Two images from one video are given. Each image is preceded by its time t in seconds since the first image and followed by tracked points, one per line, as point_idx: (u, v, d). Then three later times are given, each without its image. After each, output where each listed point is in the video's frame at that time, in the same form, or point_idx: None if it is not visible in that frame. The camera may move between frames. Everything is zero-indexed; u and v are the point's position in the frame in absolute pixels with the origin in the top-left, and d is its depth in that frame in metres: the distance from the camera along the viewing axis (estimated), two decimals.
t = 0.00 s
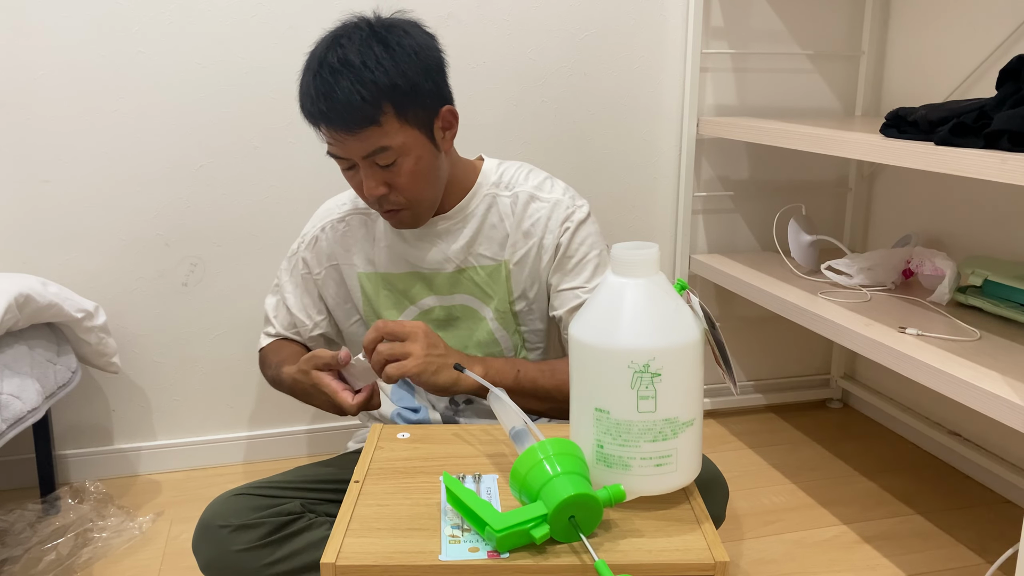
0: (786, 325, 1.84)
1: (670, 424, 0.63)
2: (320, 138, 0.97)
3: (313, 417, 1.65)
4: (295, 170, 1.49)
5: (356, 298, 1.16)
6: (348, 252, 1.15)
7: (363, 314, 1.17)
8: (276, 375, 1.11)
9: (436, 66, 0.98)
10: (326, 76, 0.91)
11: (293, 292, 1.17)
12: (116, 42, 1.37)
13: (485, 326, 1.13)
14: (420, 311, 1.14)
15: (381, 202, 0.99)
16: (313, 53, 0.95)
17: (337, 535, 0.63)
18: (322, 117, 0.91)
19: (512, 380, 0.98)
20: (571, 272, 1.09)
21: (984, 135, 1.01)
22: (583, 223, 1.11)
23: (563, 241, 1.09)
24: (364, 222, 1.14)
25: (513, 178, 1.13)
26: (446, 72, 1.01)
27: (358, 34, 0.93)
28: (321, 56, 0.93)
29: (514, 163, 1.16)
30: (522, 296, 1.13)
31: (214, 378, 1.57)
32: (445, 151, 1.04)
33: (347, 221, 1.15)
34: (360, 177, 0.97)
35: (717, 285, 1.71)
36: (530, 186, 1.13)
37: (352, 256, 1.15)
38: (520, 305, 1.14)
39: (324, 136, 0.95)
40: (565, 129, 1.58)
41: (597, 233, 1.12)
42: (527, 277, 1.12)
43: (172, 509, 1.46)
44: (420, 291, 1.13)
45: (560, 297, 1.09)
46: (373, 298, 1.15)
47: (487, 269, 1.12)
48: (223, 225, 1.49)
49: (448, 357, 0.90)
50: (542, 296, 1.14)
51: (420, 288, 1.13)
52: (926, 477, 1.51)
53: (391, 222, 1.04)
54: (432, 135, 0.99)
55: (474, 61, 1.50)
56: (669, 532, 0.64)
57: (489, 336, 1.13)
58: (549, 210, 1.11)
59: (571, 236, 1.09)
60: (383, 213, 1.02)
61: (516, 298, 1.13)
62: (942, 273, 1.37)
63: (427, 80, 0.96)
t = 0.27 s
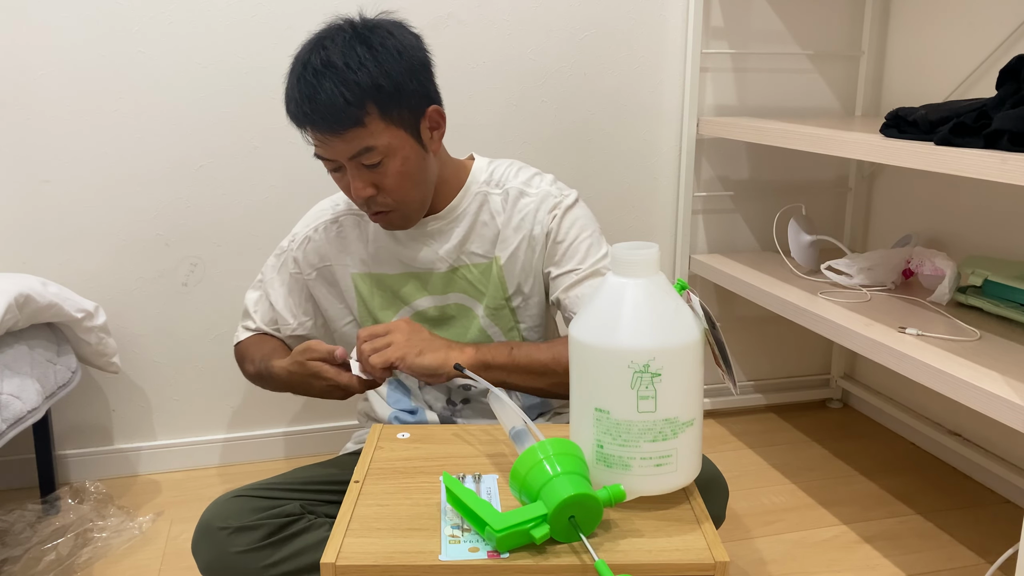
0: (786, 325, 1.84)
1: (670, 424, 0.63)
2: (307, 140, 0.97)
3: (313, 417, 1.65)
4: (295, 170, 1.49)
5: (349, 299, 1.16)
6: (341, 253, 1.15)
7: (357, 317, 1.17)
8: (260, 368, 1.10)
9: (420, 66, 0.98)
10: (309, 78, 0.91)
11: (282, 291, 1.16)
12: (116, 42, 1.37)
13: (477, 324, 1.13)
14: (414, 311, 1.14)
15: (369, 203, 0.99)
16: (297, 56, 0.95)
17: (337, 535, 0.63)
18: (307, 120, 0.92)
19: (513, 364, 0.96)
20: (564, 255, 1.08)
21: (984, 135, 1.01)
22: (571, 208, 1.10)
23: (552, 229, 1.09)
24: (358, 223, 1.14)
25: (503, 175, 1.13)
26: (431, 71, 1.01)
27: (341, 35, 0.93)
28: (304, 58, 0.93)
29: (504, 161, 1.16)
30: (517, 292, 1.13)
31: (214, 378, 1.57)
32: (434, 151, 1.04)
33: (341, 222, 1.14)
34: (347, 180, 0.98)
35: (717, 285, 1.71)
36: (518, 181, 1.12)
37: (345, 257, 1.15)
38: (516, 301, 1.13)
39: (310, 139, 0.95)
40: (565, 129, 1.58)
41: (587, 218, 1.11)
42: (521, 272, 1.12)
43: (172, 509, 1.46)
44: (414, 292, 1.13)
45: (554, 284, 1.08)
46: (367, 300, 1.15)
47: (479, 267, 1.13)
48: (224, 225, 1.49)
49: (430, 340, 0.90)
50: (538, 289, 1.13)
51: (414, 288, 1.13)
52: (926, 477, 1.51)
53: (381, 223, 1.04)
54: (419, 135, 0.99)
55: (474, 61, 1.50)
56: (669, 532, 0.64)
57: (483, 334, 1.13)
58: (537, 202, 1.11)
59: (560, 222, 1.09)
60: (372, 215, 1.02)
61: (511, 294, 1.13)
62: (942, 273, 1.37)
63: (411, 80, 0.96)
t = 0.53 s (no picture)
0: (786, 325, 1.84)
1: (670, 424, 0.63)
2: (302, 141, 0.96)
3: (312, 417, 1.65)
4: (295, 171, 1.49)
5: (344, 299, 1.16)
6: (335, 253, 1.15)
7: (352, 317, 1.17)
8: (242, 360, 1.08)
9: (413, 64, 0.98)
10: (304, 79, 0.91)
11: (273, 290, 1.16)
12: (116, 42, 1.37)
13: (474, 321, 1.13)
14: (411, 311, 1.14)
15: (367, 202, 0.99)
16: (290, 56, 0.95)
17: (337, 535, 0.63)
18: (304, 120, 0.91)
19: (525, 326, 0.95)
20: (562, 242, 1.07)
21: (984, 135, 1.01)
22: (562, 195, 1.10)
23: (545, 216, 1.09)
24: (352, 222, 1.14)
25: (494, 171, 1.13)
26: (422, 69, 1.01)
27: (335, 34, 0.93)
28: (298, 59, 0.93)
29: (494, 157, 1.16)
30: (513, 286, 1.13)
31: (214, 378, 1.57)
32: (428, 148, 1.05)
33: (334, 222, 1.14)
34: (345, 179, 0.97)
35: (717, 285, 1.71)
36: (509, 175, 1.13)
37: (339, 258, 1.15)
38: (513, 296, 1.13)
39: (306, 140, 0.95)
40: (565, 129, 1.58)
41: (579, 202, 1.11)
42: (516, 265, 1.11)
43: (172, 509, 1.46)
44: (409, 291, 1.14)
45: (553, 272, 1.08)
46: (363, 299, 1.15)
47: (473, 264, 1.13)
48: (224, 225, 1.49)
49: (441, 305, 0.90)
50: (535, 281, 1.12)
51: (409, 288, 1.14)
52: (926, 477, 1.51)
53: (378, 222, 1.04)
54: (413, 133, 1.00)
55: (474, 61, 1.50)
56: (669, 532, 0.64)
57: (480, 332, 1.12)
58: (529, 194, 1.11)
59: (552, 209, 1.09)
60: (370, 214, 1.02)
61: (507, 289, 1.13)
62: (941, 273, 1.37)
63: (405, 77, 0.96)
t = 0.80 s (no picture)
0: (786, 325, 1.84)
1: (670, 424, 0.63)
2: (303, 142, 0.96)
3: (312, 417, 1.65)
4: (295, 170, 1.49)
5: (338, 301, 1.15)
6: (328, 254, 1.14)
7: (346, 317, 1.15)
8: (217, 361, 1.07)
9: (413, 63, 0.99)
10: (305, 78, 0.91)
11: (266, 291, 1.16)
12: (117, 42, 1.37)
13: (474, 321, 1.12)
14: (409, 310, 1.13)
15: (369, 202, 0.99)
16: (289, 57, 0.95)
17: (337, 535, 0.63)
18: (305, 120, 0.91)
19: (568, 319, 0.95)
20: (577, 240, 1.10)
21: (984, 135, 1.01)
22: (570, 195, 1.13)
23: (557, 216, 1.10)
24: (345, 225, 1.14)
25: (493, 172, 1.14)
26: (421, 68, 1.01)
27: (335, 35, 0.93)
28: (298, 59, 0.93)
29: (491, 159, 1.17)
30: (517, 287, 1.13)
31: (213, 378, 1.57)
32: (428, 147, 1.05)
33: (328, 225, 1.15)
34: (346, 179, 0.97)
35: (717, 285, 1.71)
36: (510, 177, 1.14)
37: (331, 259, 1.14)
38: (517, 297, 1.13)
39: (308, 140, 0.94)
40: (565, 129, 1.58)
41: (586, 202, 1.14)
42: (520, 266, 1.12)
43: (172, 509, 1.46)
44: (407, 291, 1.13)
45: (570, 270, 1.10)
46: (359, 299, 1.14)
47: (474, 264, 1.13)
48: (224, 225, 1.49)
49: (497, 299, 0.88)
50: (541, 282, 1.13)
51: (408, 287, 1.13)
52: (926, 477, 1.51)
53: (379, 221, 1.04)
54: (414, 132, 1.00)
55: (474, 61, 1.50)
56: (669, 532, 0.64)
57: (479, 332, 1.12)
58: (533, 195, 1.12)
59: (563, 208, 1.11)
60: (371, 213, 1.01)
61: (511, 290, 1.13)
62: (941, 273, 1.37)
63: (406, 76, 0.97)
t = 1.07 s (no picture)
0: (786, 325, 1.84)
1: (670, 424, 0.63)
2: (309, 138, 0.96)
3: (312, 417, 1.65)
4: (295, 170, 1.49)
5: (347, 306, 1.15)
6: (337, 258, 1.14)
7: (352, 321, 1.16)
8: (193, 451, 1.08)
9: (420, 62, 0.99)
10: (313, 74, 0.91)
11: (277, 303, 1.15)
12: (116, 42, 1.37)
13: (478, 325, 1.12)
14: (412, 314, 1.13)
15: (373, 199, 0.98)
16: (296, 53, 0.95)
17: (337, 535, 0.63)
18: (313, 115, 0.91)
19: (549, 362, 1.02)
20: (573, 258, 1.10)
21: (984, 135, 1.01)
22: (573, 209, 1.12)
23: (557, 230, 1.10)
24: (351, 227, 1.13)
25: (497, 173, 1.14)
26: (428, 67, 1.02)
27: (343, 31, 0.93)
28: (305, 55, 0.93)
29: (496, 159, 1.16)
30: (518, 292, 1.13)
31: (213, 378, 1.57)
32: (432, 146, 1.05)
33: (334, 229, 1.14)
34: (351, 176, 0.97)
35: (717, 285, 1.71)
36: (514, 180, 1.13)
37: (341, 263, 1.14)
38: (517, 302, 1.14)
39: (314, 136, 0.94)
40: (565, 129, 1.58)
41: (589, 216, 1.13)
42: (521, 271, 1.12)
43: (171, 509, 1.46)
44: (410, 294, 1.13)
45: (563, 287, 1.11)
46: (365, 304, 1.14)
47: (476, 266, 1.13)
48: (223, 225, 1.49)
49: (490, 358, 0.93)
50: (540, 289, 1.13)
51: (411, 291, 1.13)
52: (926, 477, 1.51)
53: (383, 219, 1.03)
54: (420, 130, 1.00)
55: (474, 61, 1.50)
56: (669, 532, 0.64)
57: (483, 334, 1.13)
58: (536, 202, 1.11)
59: (565, 223, 1.10)
60: (375, 210, 1.01)
61: (512, 294, 1.13)
62: (942, 273, 1.37)
63: (413, 74, 0.97)
